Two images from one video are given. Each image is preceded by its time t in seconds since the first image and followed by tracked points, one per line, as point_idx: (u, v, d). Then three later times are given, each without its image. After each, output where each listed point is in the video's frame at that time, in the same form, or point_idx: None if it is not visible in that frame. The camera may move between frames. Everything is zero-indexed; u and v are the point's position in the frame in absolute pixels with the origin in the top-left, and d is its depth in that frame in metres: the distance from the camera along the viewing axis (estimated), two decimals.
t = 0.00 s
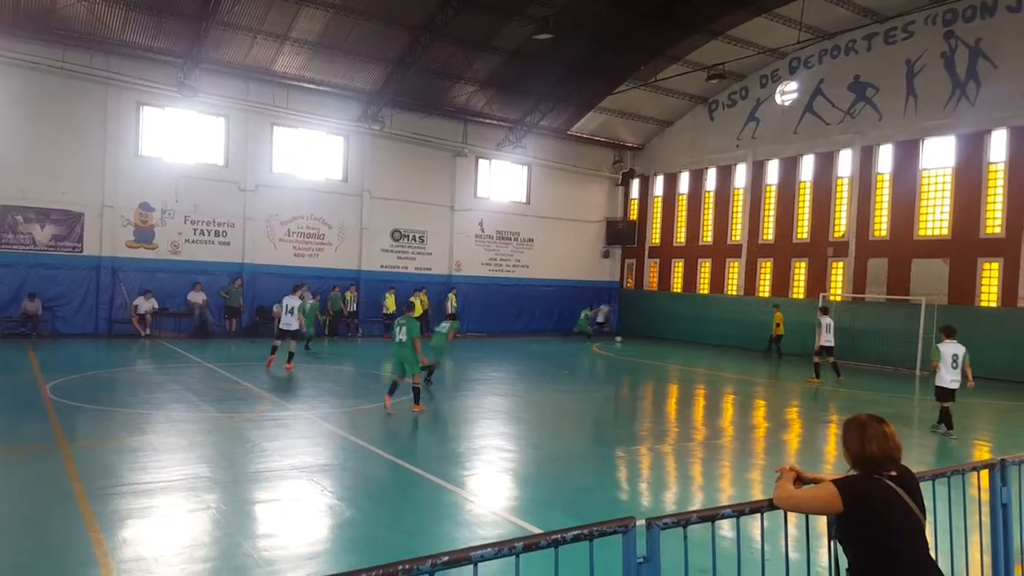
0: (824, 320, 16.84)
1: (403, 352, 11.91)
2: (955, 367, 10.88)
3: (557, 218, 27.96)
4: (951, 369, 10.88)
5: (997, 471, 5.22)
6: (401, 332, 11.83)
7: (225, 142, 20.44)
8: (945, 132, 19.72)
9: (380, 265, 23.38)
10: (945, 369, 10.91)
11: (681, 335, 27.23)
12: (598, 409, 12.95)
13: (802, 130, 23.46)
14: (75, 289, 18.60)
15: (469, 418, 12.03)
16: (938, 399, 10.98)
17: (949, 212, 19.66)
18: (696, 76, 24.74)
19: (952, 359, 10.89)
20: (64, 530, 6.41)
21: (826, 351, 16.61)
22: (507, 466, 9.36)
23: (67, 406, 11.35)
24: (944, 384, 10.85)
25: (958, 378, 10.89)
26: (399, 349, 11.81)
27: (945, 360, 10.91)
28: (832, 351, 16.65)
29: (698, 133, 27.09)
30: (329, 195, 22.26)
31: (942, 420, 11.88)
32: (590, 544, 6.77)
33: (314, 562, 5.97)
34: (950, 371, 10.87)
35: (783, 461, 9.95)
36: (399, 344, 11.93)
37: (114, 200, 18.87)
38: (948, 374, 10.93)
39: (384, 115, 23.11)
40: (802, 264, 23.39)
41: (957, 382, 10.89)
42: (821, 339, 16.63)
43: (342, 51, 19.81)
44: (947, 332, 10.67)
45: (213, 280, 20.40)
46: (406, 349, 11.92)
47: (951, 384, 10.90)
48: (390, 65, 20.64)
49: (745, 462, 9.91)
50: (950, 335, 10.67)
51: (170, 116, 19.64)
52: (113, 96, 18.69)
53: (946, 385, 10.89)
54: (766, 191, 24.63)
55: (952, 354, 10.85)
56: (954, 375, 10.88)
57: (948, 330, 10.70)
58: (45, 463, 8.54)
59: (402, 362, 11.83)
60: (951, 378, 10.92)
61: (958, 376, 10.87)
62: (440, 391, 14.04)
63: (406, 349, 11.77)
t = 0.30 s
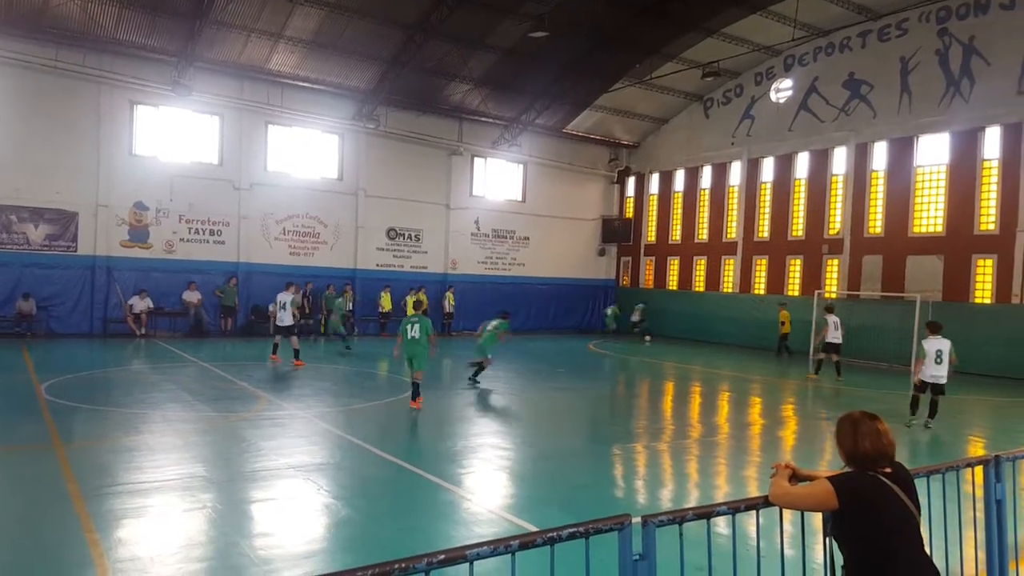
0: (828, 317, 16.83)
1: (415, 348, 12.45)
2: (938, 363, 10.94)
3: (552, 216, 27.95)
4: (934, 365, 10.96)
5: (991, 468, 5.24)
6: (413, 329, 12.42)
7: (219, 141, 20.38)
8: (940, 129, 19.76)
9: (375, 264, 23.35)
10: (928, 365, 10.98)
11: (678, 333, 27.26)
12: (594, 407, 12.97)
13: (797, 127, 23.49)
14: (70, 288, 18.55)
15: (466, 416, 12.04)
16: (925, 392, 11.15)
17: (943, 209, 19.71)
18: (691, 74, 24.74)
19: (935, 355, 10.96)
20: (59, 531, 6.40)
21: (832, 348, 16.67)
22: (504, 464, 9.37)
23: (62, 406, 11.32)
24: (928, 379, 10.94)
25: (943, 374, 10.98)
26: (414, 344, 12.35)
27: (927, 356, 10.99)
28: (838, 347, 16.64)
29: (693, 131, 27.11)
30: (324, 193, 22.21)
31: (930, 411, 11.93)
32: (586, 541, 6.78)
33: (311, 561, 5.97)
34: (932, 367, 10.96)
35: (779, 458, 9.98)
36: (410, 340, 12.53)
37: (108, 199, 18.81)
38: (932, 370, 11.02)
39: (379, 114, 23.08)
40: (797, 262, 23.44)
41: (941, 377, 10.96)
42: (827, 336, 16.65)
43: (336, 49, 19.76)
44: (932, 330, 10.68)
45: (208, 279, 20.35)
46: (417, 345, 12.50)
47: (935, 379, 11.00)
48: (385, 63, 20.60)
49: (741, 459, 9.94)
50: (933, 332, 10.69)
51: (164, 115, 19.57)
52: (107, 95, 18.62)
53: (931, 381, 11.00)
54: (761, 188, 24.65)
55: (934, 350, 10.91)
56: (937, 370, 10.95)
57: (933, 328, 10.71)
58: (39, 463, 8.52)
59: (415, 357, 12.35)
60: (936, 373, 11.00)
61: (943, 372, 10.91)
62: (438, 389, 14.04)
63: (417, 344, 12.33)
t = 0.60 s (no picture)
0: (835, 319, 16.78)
1: (420, 343, 12.73)
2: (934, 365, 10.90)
3: (550, 215, 27.94)
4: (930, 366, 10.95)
5: (990, 467, 5.22)
6: (418, 326, 12.66)
7: (217, 140, 20.38)
8: (937, 129, 19.76)
9: (373, 263, 23.35)
10: (926, 366, 10.97)
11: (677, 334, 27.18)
12: (591, 406, 12.97)
13: (794, 127, 23.48)
14: (68, 286, 18.56)
15: (464, 415, 12.03)
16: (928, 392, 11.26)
17: (940, 209, 19.72)
18: (689, 73, 24.74)
19: (934, 356, 10.92)
20: (55, 528, 6.41)
21: (838, 350, 16.47)
22: (501, 463, 9.36)
23: (59, 403, 11.33)
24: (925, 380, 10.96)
25: (941, 376, 10.94)
26: (420, 340, 12.62)
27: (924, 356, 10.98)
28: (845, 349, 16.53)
29: (690, 130, 27.10)
30: (322, 191, 22.20)
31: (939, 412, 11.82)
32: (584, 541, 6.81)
33: (308, 560, 5.97)
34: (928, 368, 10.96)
35: (776, 457, 9.98)
36: (418, 338, 12.79)
37: (106, 197, 18.81)
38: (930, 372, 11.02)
39: (376, 113, 23.09)
40: (795, 261, 23.44)
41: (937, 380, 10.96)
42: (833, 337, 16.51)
43: (334, 48, 19.75)
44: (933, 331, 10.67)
45: (206, 278, 20.33)
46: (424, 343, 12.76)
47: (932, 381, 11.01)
48: (383, 61, 20.59)
49: (738, 458, 9.94)
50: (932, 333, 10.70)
51: (162, 113, 19.55)
52: (105, 93, 18.61)
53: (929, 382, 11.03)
54: (758, 187, 24.64)
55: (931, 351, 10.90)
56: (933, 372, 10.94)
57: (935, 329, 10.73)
58: (36, 461, 8.52)
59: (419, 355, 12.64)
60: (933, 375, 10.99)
61: (940, 374, 10.87)
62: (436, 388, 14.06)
63: (423, 340, 12.58)
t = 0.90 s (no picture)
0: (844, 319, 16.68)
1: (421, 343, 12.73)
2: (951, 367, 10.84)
3: (552, 216, 27.94)
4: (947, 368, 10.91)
5: (991, 470, 5.21)
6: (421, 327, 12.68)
7: (219, 140, 20.41)
8: (939, 131, 19.73)
9: (374, 262, 23.36)
10: (944, 368, 10.92)
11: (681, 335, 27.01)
12: (591, 407, 12.96)
13: (796, 128, 23.45)
14: (70, 285, 18.59)
15: (464, 415, 12.03)
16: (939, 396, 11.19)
17: (943, 211, 19.68)
18: (692, 74, 24.72)
19: (953, 358, 10.82)
20: (54, 527, 6.41)
21: (850, 351, 16.42)
22: (501, 464, 9.36)
23: (60, 402, 11.34)
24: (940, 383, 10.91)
25: (958, 378, 10.90)
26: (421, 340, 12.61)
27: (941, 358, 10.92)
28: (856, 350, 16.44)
29: (692, 131, 27.08)
30: (323, 191, 22.23)
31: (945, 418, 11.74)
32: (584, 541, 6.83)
33: (308, 559, 5.98)
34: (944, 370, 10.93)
35: (776, 460, 9.96)
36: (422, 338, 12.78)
37: (109, 196, 18.84)
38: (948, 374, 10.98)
39: (378, 113, 23.10)
40: (796, 262, 23.41)
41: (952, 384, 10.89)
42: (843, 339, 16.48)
43: (337, 47, 19.76)
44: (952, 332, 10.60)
45: (207, 277, 20.37)
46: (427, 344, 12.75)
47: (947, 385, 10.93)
48: (385, 61, 20.60)
49: (739, 460, 9.92)
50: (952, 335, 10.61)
51: (165, 113, 19.59)
52: (108, 93, 18.65)
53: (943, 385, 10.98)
54: (760, 188, 24.61)
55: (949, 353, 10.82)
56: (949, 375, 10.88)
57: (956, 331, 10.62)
58: (36, 459, 8.53)
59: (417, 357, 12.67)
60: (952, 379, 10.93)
61: (958, 377, 10.85)
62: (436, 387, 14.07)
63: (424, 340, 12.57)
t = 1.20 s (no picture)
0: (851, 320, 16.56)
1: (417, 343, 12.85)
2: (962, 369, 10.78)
3: (554, 217, 27.94)
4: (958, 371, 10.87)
5: (995, 472, 5.19)
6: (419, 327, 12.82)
7: (222, 141, 20.45)
8: (943, 132, 19.68)
9: (377, 263, 23.38)
10: (958, 372, 10.85)
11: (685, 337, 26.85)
12: (594, 408, 12.96)
13: (799, 129, 23.41)
14: (74, 286, 18.64)
15: (466, 417, 12.04)
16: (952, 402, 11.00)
17: (946, 212, 19.63)
18: (694, 75, 24.71)
19: (965, 360, 10.80)
20: (57, 528, 6.43)
21: (855, 353, 16.39)
22: (504, 465, 9.36)
23: (64, 403, 11.38)
24: (955, 386, 10.81)
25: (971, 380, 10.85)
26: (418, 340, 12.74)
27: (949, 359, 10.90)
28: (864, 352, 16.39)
29: (694, 132, 27.05)
30: (327, 193, 22.27)
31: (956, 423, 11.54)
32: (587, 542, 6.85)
33: (311, 560, 5.98)
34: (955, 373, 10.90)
35: (779, 461, 9.93)
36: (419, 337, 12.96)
37: (113, 198, 18.90)
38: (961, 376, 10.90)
39: (381, 114, 23.13)
40: (799, 264, 23.39)
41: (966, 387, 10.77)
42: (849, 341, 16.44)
43: (340, 49, 19.78)
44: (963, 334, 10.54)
45: (211, 278, 20.42)
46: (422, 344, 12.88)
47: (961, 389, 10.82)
48: (388, 63, 20.62)
49: (742, 462, 9.90)
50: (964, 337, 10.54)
51: (168, 114, 19.64)
52: (112, 95, 18.72)
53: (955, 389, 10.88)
54: (763, 189, 24.58)
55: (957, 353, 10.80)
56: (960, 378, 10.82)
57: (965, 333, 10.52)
58: (39, 460, 8.55)
59: (407, 356, 12.79)
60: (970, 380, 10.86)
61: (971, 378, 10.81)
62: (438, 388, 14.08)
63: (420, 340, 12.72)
